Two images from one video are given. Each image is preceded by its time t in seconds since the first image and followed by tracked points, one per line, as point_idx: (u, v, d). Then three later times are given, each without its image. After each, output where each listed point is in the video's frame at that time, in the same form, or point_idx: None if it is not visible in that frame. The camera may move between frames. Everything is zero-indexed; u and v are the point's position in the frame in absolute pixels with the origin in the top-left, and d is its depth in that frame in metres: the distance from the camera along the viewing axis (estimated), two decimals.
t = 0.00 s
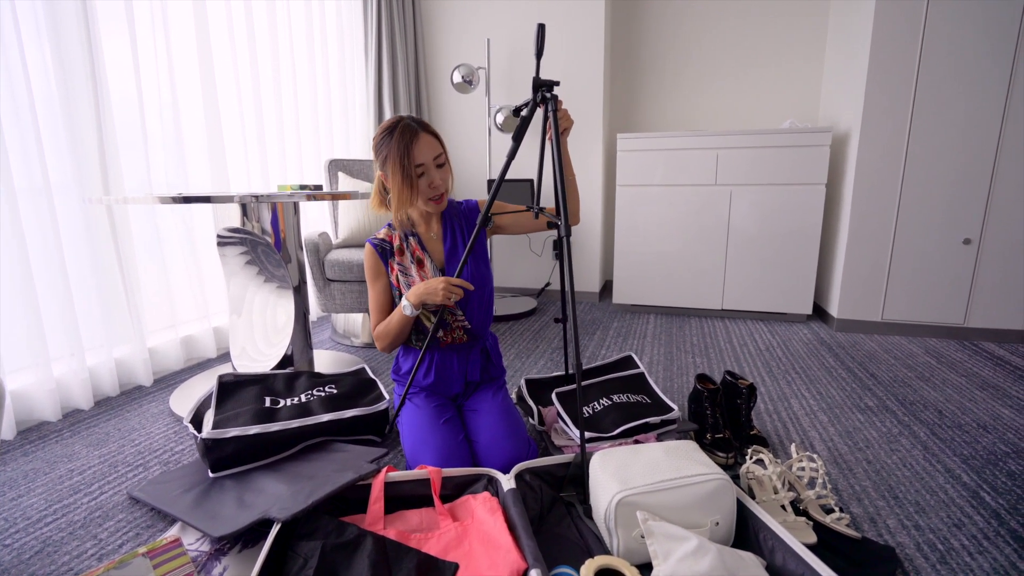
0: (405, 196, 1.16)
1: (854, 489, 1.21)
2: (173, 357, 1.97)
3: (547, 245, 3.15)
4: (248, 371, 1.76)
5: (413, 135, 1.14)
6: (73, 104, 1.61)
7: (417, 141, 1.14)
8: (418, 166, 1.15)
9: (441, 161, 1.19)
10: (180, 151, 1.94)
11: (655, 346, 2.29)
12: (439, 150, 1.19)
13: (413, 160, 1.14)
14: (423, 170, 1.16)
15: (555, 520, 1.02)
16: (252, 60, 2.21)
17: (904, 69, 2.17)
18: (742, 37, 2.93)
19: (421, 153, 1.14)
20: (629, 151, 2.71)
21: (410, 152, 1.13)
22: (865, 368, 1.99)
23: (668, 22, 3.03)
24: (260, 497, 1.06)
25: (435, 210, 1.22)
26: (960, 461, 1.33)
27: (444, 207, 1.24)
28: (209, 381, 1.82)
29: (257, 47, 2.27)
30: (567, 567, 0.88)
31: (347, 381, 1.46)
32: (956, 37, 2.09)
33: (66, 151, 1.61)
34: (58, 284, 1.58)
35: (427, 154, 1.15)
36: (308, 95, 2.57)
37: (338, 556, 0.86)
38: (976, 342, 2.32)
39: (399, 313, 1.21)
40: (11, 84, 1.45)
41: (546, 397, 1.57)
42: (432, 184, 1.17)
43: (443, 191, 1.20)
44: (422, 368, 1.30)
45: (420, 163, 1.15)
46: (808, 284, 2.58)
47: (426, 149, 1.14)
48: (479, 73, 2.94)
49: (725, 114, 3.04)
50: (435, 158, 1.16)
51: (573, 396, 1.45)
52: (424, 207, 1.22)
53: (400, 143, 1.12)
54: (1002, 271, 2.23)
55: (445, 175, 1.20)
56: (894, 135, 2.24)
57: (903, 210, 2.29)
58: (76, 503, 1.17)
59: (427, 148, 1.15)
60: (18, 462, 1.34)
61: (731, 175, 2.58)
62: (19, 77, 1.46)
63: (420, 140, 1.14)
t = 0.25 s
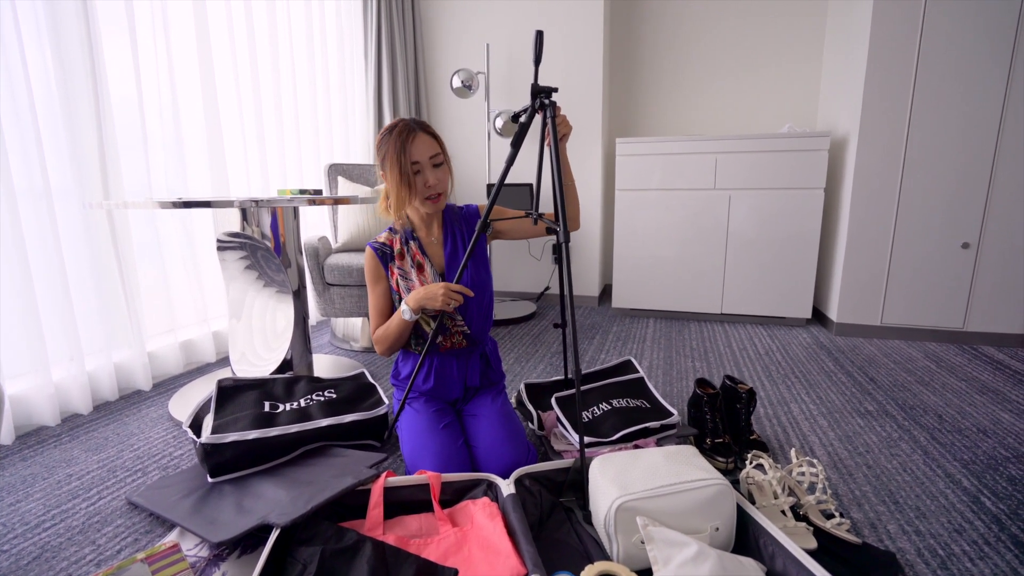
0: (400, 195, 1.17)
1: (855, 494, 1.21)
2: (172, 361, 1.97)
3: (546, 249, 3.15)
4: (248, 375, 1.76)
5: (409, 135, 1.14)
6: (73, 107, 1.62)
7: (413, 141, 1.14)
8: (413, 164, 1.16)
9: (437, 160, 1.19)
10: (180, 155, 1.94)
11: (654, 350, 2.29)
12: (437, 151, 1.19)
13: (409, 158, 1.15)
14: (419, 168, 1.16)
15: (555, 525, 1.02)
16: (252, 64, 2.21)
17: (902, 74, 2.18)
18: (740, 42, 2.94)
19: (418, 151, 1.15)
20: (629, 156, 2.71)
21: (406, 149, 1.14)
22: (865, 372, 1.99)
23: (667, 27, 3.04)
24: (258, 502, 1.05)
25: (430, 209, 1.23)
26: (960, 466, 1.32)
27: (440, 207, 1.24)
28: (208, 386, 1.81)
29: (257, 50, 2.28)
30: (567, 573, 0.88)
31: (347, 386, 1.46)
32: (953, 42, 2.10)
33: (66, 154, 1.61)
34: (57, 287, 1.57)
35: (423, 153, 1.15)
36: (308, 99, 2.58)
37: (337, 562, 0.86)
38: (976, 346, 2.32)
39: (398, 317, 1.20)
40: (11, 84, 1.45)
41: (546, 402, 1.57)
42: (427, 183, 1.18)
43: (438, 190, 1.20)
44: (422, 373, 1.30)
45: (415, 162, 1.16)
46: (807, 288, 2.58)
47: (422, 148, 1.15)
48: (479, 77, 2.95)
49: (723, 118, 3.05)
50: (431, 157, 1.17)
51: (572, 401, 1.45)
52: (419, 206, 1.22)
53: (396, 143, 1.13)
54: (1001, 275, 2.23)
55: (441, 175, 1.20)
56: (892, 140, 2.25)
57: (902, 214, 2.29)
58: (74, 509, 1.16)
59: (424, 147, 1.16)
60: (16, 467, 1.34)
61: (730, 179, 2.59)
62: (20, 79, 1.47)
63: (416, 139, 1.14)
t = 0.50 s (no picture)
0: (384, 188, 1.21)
1: (855, 498, 1.21)
2: (171, 365, 1.97)
3: (546, 253, 3.15)
4: (247, 379, 1.76)
5: (397, 131, 1.18)
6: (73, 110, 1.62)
7: (398, 136, 1.18)
8: (396, 158, 1.19)
9: (424, 157, 1.20)
10: (180, 158, 1.94)
11: (654, 353, 2.29)
12: (426, 148, 1.20)
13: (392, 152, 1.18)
14: (401, 163, 1.19)
15: (555, 529, 1.02)
16: (253, 67, 2.22)
17: (900, 78, 2.19)
18: (739, 46, 2.96)
19: (401, 146, 1.18)
20: (628, 159, 2.72)
21: (391, 143, 1.18)
22: (864, 376, 1.99)
23: (666, 32, 3.06)
24: (258, 506, 1.05)
25: (414, 206, 1.23)
26: (960, 471, 1.32)
27: (425, 205, 1.24)
28: (208, 389, 1.81)
29: (257, 54, 2.29)
30: None
31: (346, 390, 1.45)
32: (950, 48, 2.11)
33: (67, 158, 1.61)
34: (56, 290, 1.57)
35: (406, 147, 1.18)
36: (308, 102, 2.59)
37: (337, 566, 0.86)
38: (975, 349, 2.32)
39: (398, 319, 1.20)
40: (11, 84, 1.45)
41: (546, 406, 1.57)
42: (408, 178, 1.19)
43: (419, 186, 1.20)
44: (421, 377, 1.30)
45: (398, 156, 1.18)
46: (807, 292, 2.58)
47: (406, 143, 1.18)
48: (479, 81, 2.96)
49: (722, 122, 3.06)
50: (414, 152, 1.18)
51: (572, 405, 1.45)
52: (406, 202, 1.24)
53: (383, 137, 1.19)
54: (1000, 279, 2.24)
55: (425, 172, 1.20)
56: (891, 144, 2.26)
57: (901, 218, 2.30)
58: (74, 513, 1.16)
59: (408, 142, 1.18)
60: (15, 471, 1.34)
61: (729, 183, 2.60)
62: (20, 79, 1.47)
63: (401, 135, 1.18)
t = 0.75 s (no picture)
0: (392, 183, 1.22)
1: (857, 502, 1.20)
2: (172, 367, 1.97)
3: (547, 256, 3.15)
4: (246, 380, 1.78)
5: (410, 129, 1.20)
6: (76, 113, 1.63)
7: (411, 134, 1.19)
8: (407, 155, 1.19)
9: (433, 158, 1.20)
10: (182, 161, 1.95)
11: (655, 356, 2.29)
12: (438, 150, 1.21)
13: (404, 148, 1.19)
14: (411, 159, 1.20)
15: (556, 533, 1.01)
16: (255, 70, 2.23)
17: (900, 82, 2.19)
18: (739, 50, 2.96)
19: (413, 143, 1.19)
20: (629, 162, 2.72)
21: (403, 139, 1.19)
22: (866, 379, 1.99)
23: (667, 35, 3.06)
24: (259, 509, 1.05)
25: (417, 206, 1.22)
26: (963, 475, 1.32)
27: (429, 206, 1.22)
28: (209, 392, 1.81)
29: (259, 57, 2.29)
30: None
31: (347, 392, 1.45)
32: (951, 52, 2.11)
33: (69, 161, 1.62)
34: (58, 292, 1.57)
35: (417, 145, 1.19)
36: (309, 105, 2.60)
37: (337, 570, 0.86)
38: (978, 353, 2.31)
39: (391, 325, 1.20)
40: (13, 87, 1.45)
41: (547, 408, 1.57)
42: (416, 175, 1.19)
43: (427, 185, 1.20)
44: (422, 379, 1.30)
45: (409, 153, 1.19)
46: (808, 295, 2.58)
47: (419, 141, 1.19)
48: (480, 84, 2.97)
49: (723, 125, 3.06)
50: (426, 151, 1.19)
51: (573, 408, 1.44)
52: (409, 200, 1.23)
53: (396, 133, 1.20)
54: (1003, 282, 2.23)
55: (433, 172, 1.20)
56: (892, 147, 2.26)
57: (903, 221, 2.29)
58: (74, 515, 1.16)
59: (421, 141, 1.19)
60: (16, 473, 1.33)
61: (730, 186, 2.60)
62: (23, 83, 1.47)
63: (414, 133, 1.19)
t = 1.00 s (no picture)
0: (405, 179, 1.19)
1: (856, 503, 1.20)
2: (171, 367, 1.97)
3: (546, 257, 3.15)
4: (243, 381, 1.78)
5: (420, 126, 1.21)
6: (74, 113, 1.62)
7: (422, 131, 1.20)
8: (420, 151, 1.19)
9: (444, 155, 1.22)
10: (181, 161, 1.95)
11: (655, 357, 2.28)
12: (446, 147, 1.24)
13: (416, 145, 1.19)
14: (424, 155, 1.20)
15: (555, 534, 1.01)
16: (254, 70, 2.23)
17: (900, 84, 2.19)
18: (738, 51, 2.96)
19: (425, 140, 1.20)
20: (629, 163, 2.72)
21: (414, 136, 1.19)
22: (865, 380, 1.99)
23: (667, 36, 3.06)
24: (256, 511, 1.05)
25: (430, 200, 1.21)
26: (962, 476, 1.32)
27: (441, 201, 1.23)
28: (207, 392, 1.81)
29: (258, 57, 2.29)
30: None
31: (346, 393, 1.45)
32: (950, 53, 2.11)
33: (67, 162, 1.61)
34: (55, 292, 1.57)
35: (430, 142, 1.20)
36: (309, 106, 2.60)
37: (335, 572, 0.85)
38: (977, 354, 2.31)
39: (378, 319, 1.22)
40: (11, 88, 1.45)
41: (546, 409, 1.57)
42: (430, 169, 1.19)
43: (441, 180, 1.21)
44: (421, 380, 1.30)
45: (422, 149, 1.19)
46: (808, 296, 2.58)
47: (430, 138, 1.20)
48: (479, 85, 2.97)
49: (722, 126, 3.06)
50: (438, 148, 1.21)
51: (572, 409, 1.44)
52: (420, 196, 1.22)
53: (405, 130, 1.19)
54: (1002, 283, 2.23)
55: (446, 168, 1.22)
56: (891, 148, 2.26)
57: (902, 222, 2.30)
58: (71, 517, 1.16)
59: (431, 138, 1.21)
60: (13, 475, 1.33)
61: (730, 187, 2.60)
62: (21, 86, 1.47)
63: (425, 130, 1.20)
